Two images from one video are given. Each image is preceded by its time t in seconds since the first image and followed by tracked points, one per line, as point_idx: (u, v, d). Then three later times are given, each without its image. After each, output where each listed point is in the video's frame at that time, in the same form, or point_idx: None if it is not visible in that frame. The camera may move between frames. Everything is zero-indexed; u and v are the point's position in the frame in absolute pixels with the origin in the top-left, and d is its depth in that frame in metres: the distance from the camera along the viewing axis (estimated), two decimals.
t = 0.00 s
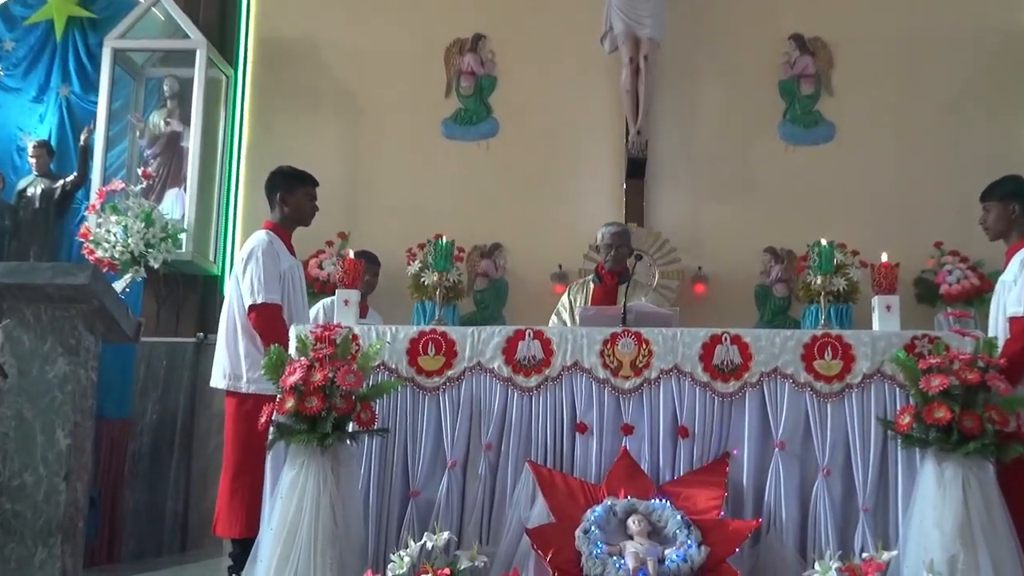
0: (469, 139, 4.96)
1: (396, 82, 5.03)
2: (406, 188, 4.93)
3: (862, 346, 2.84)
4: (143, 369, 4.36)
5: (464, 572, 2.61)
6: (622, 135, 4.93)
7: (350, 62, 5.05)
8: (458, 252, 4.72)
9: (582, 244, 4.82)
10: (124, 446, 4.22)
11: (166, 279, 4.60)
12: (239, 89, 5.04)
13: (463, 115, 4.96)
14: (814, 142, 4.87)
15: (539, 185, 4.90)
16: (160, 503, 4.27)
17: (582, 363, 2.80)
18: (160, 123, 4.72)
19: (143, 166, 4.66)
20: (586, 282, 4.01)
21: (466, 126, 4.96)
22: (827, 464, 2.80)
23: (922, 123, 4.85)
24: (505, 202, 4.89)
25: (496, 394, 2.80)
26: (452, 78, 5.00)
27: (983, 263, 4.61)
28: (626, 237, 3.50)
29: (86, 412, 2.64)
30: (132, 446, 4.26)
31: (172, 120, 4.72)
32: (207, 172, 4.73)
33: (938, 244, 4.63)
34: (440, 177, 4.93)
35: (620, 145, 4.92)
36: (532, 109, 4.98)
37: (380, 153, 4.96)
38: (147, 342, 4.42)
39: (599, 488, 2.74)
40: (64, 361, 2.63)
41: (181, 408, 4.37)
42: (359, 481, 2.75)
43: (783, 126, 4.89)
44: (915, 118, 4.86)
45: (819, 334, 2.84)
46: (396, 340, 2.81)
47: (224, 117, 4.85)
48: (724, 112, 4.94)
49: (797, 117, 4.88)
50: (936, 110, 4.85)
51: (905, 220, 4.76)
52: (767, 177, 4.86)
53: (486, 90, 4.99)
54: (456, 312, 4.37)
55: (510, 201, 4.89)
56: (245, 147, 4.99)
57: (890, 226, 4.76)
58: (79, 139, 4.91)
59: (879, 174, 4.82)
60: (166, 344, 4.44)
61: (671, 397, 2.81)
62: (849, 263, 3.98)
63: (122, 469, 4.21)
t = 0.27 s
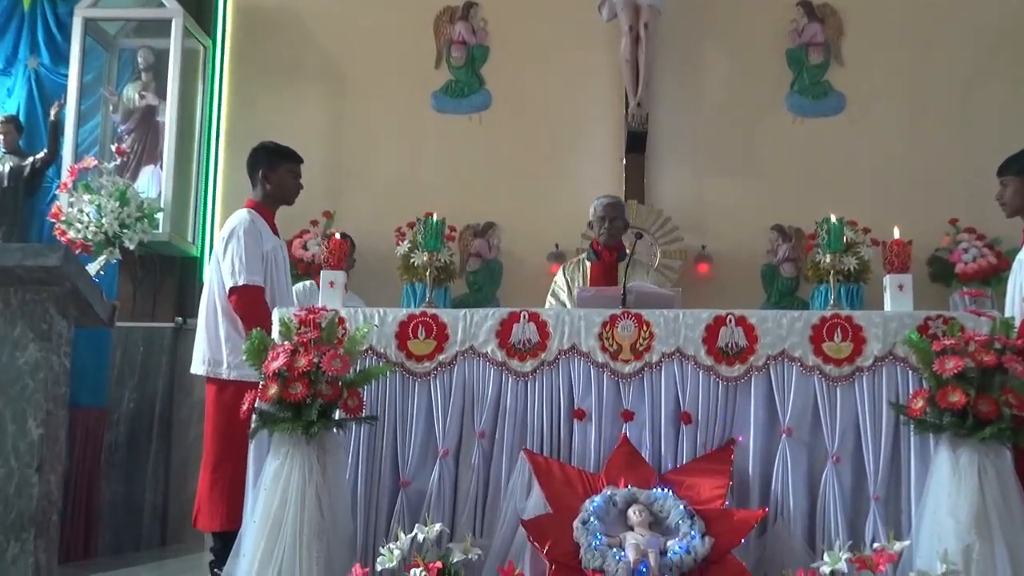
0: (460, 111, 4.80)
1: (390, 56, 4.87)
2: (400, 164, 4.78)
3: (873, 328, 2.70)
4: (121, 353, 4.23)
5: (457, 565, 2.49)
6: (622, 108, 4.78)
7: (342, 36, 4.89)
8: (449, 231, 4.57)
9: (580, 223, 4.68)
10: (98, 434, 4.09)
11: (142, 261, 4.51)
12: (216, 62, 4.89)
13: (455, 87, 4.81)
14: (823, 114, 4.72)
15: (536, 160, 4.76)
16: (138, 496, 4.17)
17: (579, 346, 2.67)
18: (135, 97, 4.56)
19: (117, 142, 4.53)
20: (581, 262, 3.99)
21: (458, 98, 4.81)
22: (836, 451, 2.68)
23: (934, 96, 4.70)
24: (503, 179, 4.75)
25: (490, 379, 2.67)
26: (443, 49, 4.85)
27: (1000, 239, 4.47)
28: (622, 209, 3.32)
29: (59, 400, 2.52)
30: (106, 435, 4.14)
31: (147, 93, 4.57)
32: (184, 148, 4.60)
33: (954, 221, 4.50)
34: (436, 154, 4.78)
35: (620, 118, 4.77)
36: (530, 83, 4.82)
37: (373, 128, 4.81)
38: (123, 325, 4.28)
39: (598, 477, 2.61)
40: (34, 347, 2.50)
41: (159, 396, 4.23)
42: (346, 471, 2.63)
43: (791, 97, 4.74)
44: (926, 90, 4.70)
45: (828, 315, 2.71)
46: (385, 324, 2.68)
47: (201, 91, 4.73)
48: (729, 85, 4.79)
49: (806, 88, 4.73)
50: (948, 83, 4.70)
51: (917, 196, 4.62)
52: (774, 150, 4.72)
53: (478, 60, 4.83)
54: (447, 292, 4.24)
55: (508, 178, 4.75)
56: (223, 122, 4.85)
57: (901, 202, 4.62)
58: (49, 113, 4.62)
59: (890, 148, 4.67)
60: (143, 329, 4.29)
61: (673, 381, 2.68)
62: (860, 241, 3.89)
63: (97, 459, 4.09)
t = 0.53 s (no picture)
0: (449, 74, 4.66)
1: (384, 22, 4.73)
2: (393, 133, 4.64)
3: (884, 297, 2.58)
4: (98, 329, 3.99)
5: (451, 543, 2.40)
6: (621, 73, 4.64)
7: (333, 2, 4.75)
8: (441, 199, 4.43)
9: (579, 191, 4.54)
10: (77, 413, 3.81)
11: (119, 234, 4.25)
12: (194, 26, 4.74)
13: (445, 49, 4.67)
14: (832, 75, 4.57)
15: (532, 126, 4.62)
16: (117, 478, 3.96)
17: (577, 317, 2.56)
18: (109, 61, 4.31)
19: (90, 109, 4.26)
20: (574, 228, 3.89)
21: (448, 61, 4.67)
22: (846, 425, 2.57)
23: (944, 58, 4.56)
24: (501, 145, 4.61)
25: (484, 353, 2.56)
26: (432, 9, 4.70)
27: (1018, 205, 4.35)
28: (612, 171, 3.21)
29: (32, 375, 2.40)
30: (85, 413, 3.87)
31: (122, 57, 4.34)
32: (162, 118, 4.39)
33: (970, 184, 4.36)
34: (431, 122, 4.64)
35: (620, 81, 4.63)
36: (527, 49, 4.69)
37: (364, 95, 4.68)
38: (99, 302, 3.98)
39: (598, 454, 2.51)
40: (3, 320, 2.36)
41: (138, 372, 4.07)
42: (335, 450, 2.53)
43: (799, 58, 4.60)
44: (937, 53, 4.56)
45: (837, 284, 2.58)
46: (373, 296, 2.57)
47: (178, 56, 4.56)
48: (733, 49, 4.65)
49: (814, 48, 4.58)
50: (960, 45, 4.56)
51: (929, 161, 4.48)
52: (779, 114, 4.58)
53: (469, 21, 4.68)
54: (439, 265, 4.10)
55: (505, 145, 4.61)
56: (201, 90, 4.73)
57: (911, 167, 4.49)
58: (18, 80, 4.39)
59: (899, 110, 4.53)
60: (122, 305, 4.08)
61: (675, 353, 2.57)
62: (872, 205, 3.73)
63: (76, 439, 3.80)
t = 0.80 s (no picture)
0: (439, 24, 4.51)
1: None
2: (385, 87, 4.48)
3: (895, 254, 2.47)
4: (74, 295, 3.85)
5: (444, 512, 2.31)
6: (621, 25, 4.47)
7: None
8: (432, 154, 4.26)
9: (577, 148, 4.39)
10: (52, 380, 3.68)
11: (94, 193, 4.06)
12: None
13: None
14: (841, 24, 4.44)
15: (528, 80, 4.46)
16: (96, 450, 3.85)
17: (574, 277, 2.45)
18: (81, 12, 4.10)
19: (62, 62, 4.05)
20: (572, 183, 3.74)
21: (438, 10, 4.51)
22: (854, 388, 2.46)
23: (954, 11, 4.41)
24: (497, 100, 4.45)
25: (477, 315, 2.45)
26: None
27: None
28: (612, 122, 3.08)
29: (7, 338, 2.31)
30: (62, 381, 3.74)
31: (94, 7, 4.12)
32: (138, 73, 4.23)
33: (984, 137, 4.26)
34: (423, 79, 4.47)
35: (620, 32, 4.48)
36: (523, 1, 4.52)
37: (354, 49, 4.50)
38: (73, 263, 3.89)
39: (597, 419, 2.41)
40: None
41: (117, 339, 3.95)
42: (322, 416, 2.43)
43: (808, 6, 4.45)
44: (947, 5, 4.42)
45: (846, 242, 2.47)
46: (361, 256, 2.46)
47: (154, 10, 4.37)
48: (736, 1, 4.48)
49: None
50: None
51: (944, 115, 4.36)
52: (788, 66, 4.43)
53: None
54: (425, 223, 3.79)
55: (501, 99, 4.46)
56: (179, 45, 4.50)
57: (920, 124, 4.37)
58: None
59: (908, 63, 4.39)
60: (99, 268, 3.95)
61: (676, 314, 2.46)
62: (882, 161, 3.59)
63: (51, 408, 3.66)
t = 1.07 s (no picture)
0: None
1: None
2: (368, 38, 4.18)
3: (909, 215, 2.34)
4: (46, 261, 3.77)
5: (436, 486, 2.18)
6: None
7: None
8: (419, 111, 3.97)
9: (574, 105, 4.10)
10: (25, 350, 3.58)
11: (66, 153, 3.98)
12: None
13: None
14: None
15: (523, 33, 4.17)
16: (70, 424, 3.74)
17: (571, 240, 2.33)
18: None
19: (31, 16, 3.87)
20: (580, 139, 3.59)
21: None
22: (865, 355, 2.35)
23: None
24: (490, 52, 4.16)
25: (470, 281, 2.35)
26: None
27: None
28: (627, 78, 2.97)
29: None
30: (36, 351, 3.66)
31: None
32: (111, 26, 4.01)
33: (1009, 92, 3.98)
34: (409, 36, 4.17)
35: None
36: None
37: None
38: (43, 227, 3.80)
39: (596, 389, 2.29)
40: None
41: (92, 308, 3.82)
42: (308, 388, 2.32)
43: None
44: None
45: (857, 202, 2.35)
46: (348, 218, 2.36)
47: None
48: None
49: None
50: None
51: (969, 68, 4.05)
52: (796, 19, 4.14)
53: None
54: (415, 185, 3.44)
55: (492, 52, 4.16)
56: None
57: (943, 77, 4.06)
58: None
59: (920, 30, 4.10)
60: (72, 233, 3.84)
61: (679, 279, 2.34)
62: (897, 117, 3.36)
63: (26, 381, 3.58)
